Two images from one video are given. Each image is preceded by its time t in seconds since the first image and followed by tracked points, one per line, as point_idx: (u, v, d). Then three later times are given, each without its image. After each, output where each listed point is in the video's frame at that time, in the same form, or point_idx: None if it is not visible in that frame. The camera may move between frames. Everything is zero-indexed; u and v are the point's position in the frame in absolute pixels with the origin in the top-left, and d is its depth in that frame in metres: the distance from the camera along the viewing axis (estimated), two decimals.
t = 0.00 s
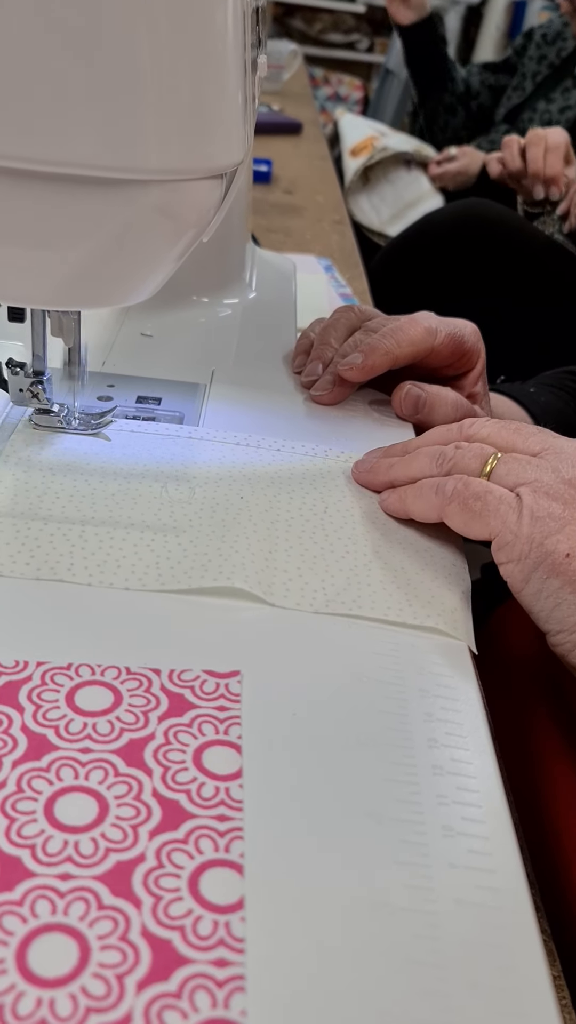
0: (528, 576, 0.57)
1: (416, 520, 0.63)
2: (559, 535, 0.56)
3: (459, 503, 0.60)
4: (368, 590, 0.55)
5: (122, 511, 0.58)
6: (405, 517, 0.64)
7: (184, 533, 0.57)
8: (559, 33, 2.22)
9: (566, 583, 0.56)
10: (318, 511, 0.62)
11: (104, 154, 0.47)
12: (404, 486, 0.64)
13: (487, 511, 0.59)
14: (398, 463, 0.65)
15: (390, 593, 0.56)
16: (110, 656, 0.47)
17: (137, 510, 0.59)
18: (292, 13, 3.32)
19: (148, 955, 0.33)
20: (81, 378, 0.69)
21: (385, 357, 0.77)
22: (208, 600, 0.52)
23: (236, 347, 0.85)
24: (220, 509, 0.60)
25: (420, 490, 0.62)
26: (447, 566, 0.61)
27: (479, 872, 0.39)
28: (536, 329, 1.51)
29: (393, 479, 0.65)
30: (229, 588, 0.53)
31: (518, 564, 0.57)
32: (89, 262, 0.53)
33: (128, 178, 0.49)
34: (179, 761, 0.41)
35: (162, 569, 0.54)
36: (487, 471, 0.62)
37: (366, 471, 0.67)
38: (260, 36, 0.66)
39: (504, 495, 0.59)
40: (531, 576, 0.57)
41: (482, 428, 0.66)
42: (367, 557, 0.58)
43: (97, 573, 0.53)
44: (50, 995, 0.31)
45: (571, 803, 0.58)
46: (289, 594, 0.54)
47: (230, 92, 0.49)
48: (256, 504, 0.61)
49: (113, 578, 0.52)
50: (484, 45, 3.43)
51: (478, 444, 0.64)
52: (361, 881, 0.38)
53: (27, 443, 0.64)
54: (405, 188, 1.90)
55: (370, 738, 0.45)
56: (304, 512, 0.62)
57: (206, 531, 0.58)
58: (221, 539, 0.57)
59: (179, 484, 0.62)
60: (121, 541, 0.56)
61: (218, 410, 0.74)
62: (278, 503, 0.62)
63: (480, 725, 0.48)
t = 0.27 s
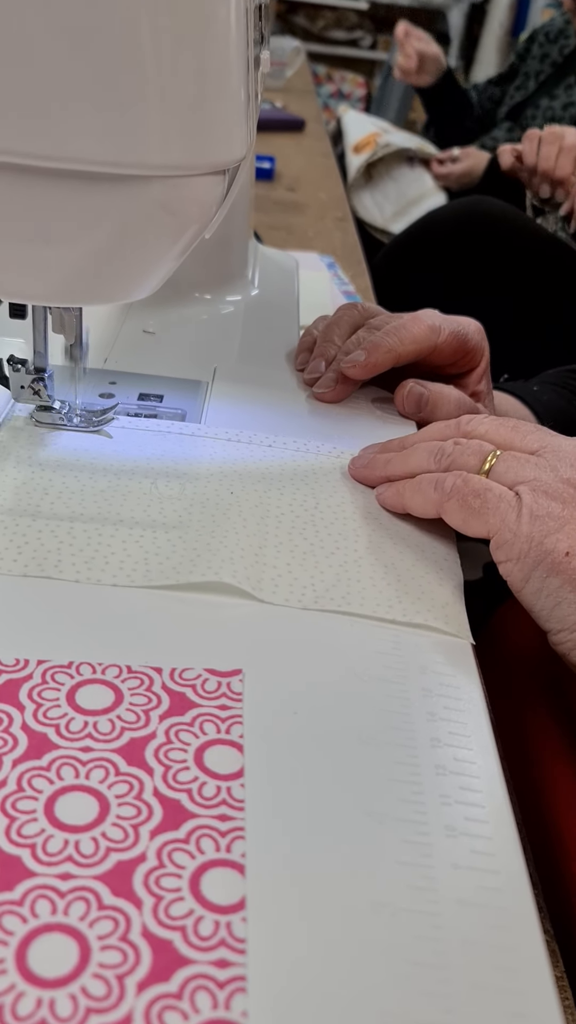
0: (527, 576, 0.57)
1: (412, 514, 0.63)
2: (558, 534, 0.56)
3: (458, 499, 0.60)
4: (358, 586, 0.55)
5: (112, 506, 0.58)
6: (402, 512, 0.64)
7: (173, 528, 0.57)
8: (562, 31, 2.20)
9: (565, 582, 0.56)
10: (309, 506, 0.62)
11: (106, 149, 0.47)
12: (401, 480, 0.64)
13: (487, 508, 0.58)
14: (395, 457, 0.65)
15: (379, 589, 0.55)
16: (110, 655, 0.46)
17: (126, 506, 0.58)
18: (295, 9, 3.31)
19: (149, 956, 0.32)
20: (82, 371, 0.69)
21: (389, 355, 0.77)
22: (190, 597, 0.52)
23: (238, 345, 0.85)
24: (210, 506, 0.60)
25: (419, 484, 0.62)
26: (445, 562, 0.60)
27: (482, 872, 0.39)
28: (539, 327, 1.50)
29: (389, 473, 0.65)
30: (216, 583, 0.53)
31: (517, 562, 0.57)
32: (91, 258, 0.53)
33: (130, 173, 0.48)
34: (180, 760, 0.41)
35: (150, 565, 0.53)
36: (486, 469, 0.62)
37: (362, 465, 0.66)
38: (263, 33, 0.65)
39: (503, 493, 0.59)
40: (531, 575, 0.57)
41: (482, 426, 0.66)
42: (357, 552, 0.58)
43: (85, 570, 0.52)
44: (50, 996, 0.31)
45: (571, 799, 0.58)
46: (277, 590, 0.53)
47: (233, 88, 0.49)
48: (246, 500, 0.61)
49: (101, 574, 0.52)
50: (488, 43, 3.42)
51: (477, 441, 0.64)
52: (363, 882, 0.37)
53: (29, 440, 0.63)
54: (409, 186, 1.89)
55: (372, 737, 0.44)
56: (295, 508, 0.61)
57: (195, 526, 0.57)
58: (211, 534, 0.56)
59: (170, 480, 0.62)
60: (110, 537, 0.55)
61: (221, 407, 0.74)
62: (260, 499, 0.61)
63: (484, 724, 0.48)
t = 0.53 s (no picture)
0: (524, 573, 0.57)
1: (409, 510, 0.63)
2: (555, 530, 0.56)
3: (455, 496, 0.60)
4: (352, 583, 0.55)
5: (106, 503, 0.58)
6: (399, 508, 0.64)
7: (165, 525, 0.57)
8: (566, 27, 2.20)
9: (563, 579, 0.56)
10: (303, 502, 0.62)
11: (107, 147, 0.47)
12: (398, 477, 0.64)
13: (484, 505, 0.58)
14: (392, 456, 0.65)
15: (373, 585, 0.55)
16: (111, 652, 0.46)
17: (120, 502, 0.58)
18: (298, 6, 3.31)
19: (148, 951, 0.33)
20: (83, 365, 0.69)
21: (392, 353, 0.77)
22: (184, 595, 0.52)
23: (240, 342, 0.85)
24: (205, 503, 0.59)
25: (415, 481, 0.62)
26: (442, 555, 0.61)
27: (481, 870, 0.39)
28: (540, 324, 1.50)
29: (386, 470, 0.65)
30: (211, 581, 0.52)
31: (514, 559, 0.57)
32: (91, 256, 0.53)
33: (131, 170, 0.48)
34: (181, 757, 0.41)
35: (144, 562, 0.53)
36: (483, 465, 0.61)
37: (359, 462, 0.67)
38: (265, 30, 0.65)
39: (500, 489, 0.59)
40: (528, 572, 0.57)
41: (479, 420, 0.65)
42: (352, 548, 0.58)
43: (78, 566, 0.52)
44: (50, 991, 0.31)
45: (570, 796, 0.58)
46: (271, 587, 0.53)
47: (235, 90, 0.49)
48: (241, 497, 0.61)
49: (94, 571, 0.52)
50: (491, 39, 3.41)
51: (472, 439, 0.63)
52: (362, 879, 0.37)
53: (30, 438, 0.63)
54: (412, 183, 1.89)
55: (372, 734, 0.44)
56: (290, 505, 0.61)
57: (189, 524, 0.57)
58: (204, 531, 0.56)
59: (164, 477, 0.62)
60: (104, 534, 0.55)
61: (222, 404, 0.74)
62: (250, 496, 0.61)
63: (484, 722, 0.48)
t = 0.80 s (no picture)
0: (519, 572, 0.56)
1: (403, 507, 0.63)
2: (548, 529, 0.56)
3: (450, 494, 0.59)
4: (344, 578, 0.55)
5: (98, 499, 0.58)
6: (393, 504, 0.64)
7: (157, 521, 0.57)
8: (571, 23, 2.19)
9: (558, 578, 0.55)
10: (295, 497, 0.62)
11: (111, 144, 0.47)
12: (392, 474, 0.64)
13: (478, 504, 0.58)
14: (387, 449, 0.65)
15: (365, 580, 0.55)
16: (115, 650, 0.47)
17: (112, 498, 0.58)
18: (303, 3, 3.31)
19: (151, 948, 0.33)
20: (88, 366, 0.69)
21: (396, 349, 0.76)
22: (183, 591, 0.52)
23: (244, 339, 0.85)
24: (196, 499, 0.59)
25: (409, 478, 0.62)
26: (435, 551, 0.61)
27: (484, 868, 0.39)
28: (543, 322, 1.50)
29: (381, 466, 0.65)
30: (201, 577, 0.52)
31: (509, 559, 0.57)
32: (95, 254, 0.53)
33: (134, 167, 0.48)
34: (184, 754, 0.41)
35: (134, 556, 0.53)
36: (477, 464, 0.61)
37: (353, 458, 0.67)
38: (269, 27, 0.65)
39: (494, 488, 0.59)
40: (523, 571, 0.56)
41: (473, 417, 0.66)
42: (344, 544, 0.58)
43: (69, 563, 0.52)
44: (53, 987, 0.31)
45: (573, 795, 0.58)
46: (262, 583, 0.53)
47: (239, 87, 0.49)
48: (233, 493, 0.61)
49: (84, 566, 0.52)
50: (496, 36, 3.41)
51: (467, 435, 0.63)
52: (365, 877, 0.37)
53: (35, 436, 0.63)
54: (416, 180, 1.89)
55: (376, 732, 0.44)
56: (282, 501, 0.61)
57: (180, 521, 0.57)
58: (195, 529, 0.56)
59: (156, 473, 0.62)
60: (95, 530, 0.55)
61: (226, 402, 0.74)
62: (243, 493, 0.61)
63: (487, 720, 0.47)
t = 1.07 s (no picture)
0: (515, 568, 0.56)
1: (397, 504, 0.63)
2: (544, 525, 0.56)
3: (444, 490, 0.59)
4: (334, 571, 0.55)
5: (89, 495, 0.58)
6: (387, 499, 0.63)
7: (147, 515, 0.57)
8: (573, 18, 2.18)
9: (553, 574, 0.55)
10: (286, 491, 0.62)
11: (112, 139, 0.47)
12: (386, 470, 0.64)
13: (473, 499, 0.58)
14: (380, 445, 0.65)
15: (357, 574, 0.55)
16: (116, 646, 0.46)
17: (104, 494, 0.58)
18: None
19: (154, 945, 0.33)
20: (89, 363, 0.69)
21: (397, 347, 0.76)
22: (183, 586, 0.52)
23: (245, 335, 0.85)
24: (187, 493, 0.59)
25: (403, 473, 0.62)
26: (427, 544, 0.61)
27: (486, 865, 0.39)
28: (545, 318, 1.50)
29: (374, 460, 0.65)
30: (190, 569, 0.52)
31: (504, 555, 0.56)
32: (95, 249, 0.52)
33: (135, 162, 0.48)
34: (186, 750, 0.41)
35: (124, 550, 0.53)
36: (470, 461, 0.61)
37: (347, 453, 0.67)
38: (270, 22, 0.65)
39: (489, 485, 0.58)
40: (518, 568, 0.56)
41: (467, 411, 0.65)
42: (335, 539, 0.58)
43: (59, 557, 0.52)
44: (56, 984, 0.31)
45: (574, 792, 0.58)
46: (252, 577, 0.53)
47: (240, 80, 0.49)
48: (223, 486, 0.61)
49: (75, 562, 0.52)
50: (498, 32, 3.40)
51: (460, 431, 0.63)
52: (367, 873, 0.37)
53: (36, 433, 0.63)
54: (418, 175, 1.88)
55: (378, 729, 0.44)
56: (274, 495, 0.61)
57: (171, 515, 0.57)
58: (186, 523, 0.56)
59: (147, 468, 0.61)
60: (85, 525, 0.55)
61: (227, 398, 0.74)
62: (235, 488, 0.61)
63: (490, 717, 0.47)
